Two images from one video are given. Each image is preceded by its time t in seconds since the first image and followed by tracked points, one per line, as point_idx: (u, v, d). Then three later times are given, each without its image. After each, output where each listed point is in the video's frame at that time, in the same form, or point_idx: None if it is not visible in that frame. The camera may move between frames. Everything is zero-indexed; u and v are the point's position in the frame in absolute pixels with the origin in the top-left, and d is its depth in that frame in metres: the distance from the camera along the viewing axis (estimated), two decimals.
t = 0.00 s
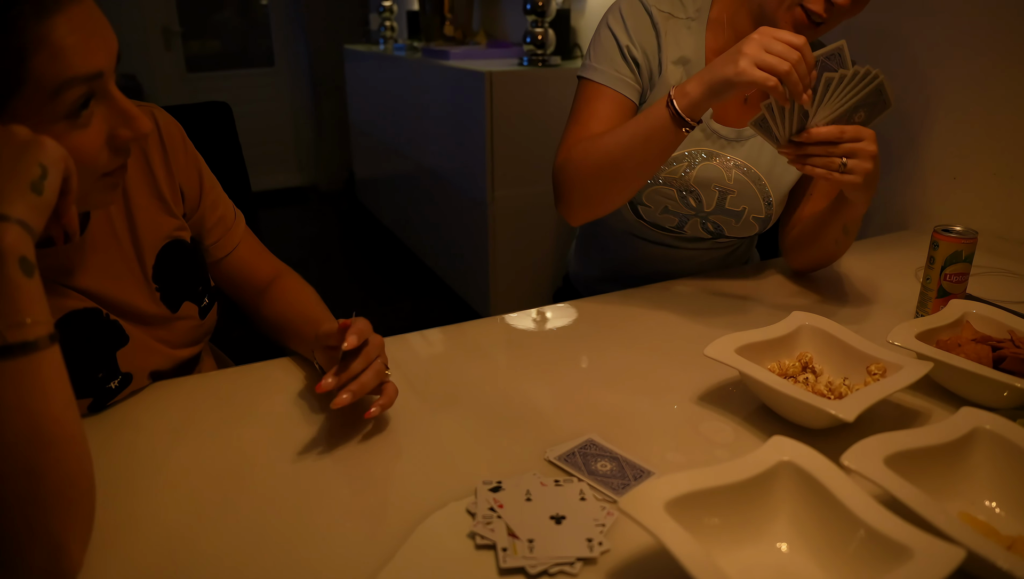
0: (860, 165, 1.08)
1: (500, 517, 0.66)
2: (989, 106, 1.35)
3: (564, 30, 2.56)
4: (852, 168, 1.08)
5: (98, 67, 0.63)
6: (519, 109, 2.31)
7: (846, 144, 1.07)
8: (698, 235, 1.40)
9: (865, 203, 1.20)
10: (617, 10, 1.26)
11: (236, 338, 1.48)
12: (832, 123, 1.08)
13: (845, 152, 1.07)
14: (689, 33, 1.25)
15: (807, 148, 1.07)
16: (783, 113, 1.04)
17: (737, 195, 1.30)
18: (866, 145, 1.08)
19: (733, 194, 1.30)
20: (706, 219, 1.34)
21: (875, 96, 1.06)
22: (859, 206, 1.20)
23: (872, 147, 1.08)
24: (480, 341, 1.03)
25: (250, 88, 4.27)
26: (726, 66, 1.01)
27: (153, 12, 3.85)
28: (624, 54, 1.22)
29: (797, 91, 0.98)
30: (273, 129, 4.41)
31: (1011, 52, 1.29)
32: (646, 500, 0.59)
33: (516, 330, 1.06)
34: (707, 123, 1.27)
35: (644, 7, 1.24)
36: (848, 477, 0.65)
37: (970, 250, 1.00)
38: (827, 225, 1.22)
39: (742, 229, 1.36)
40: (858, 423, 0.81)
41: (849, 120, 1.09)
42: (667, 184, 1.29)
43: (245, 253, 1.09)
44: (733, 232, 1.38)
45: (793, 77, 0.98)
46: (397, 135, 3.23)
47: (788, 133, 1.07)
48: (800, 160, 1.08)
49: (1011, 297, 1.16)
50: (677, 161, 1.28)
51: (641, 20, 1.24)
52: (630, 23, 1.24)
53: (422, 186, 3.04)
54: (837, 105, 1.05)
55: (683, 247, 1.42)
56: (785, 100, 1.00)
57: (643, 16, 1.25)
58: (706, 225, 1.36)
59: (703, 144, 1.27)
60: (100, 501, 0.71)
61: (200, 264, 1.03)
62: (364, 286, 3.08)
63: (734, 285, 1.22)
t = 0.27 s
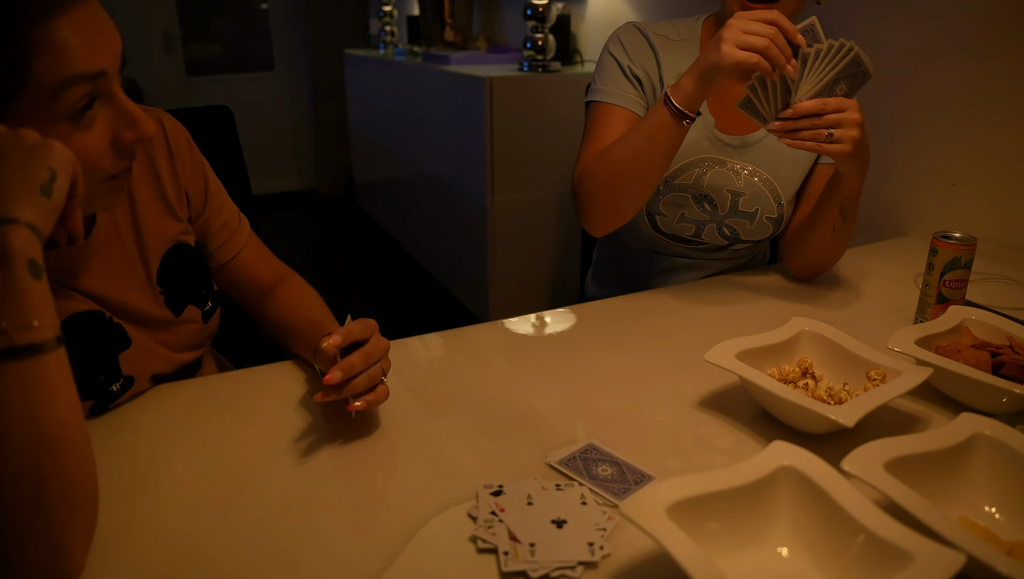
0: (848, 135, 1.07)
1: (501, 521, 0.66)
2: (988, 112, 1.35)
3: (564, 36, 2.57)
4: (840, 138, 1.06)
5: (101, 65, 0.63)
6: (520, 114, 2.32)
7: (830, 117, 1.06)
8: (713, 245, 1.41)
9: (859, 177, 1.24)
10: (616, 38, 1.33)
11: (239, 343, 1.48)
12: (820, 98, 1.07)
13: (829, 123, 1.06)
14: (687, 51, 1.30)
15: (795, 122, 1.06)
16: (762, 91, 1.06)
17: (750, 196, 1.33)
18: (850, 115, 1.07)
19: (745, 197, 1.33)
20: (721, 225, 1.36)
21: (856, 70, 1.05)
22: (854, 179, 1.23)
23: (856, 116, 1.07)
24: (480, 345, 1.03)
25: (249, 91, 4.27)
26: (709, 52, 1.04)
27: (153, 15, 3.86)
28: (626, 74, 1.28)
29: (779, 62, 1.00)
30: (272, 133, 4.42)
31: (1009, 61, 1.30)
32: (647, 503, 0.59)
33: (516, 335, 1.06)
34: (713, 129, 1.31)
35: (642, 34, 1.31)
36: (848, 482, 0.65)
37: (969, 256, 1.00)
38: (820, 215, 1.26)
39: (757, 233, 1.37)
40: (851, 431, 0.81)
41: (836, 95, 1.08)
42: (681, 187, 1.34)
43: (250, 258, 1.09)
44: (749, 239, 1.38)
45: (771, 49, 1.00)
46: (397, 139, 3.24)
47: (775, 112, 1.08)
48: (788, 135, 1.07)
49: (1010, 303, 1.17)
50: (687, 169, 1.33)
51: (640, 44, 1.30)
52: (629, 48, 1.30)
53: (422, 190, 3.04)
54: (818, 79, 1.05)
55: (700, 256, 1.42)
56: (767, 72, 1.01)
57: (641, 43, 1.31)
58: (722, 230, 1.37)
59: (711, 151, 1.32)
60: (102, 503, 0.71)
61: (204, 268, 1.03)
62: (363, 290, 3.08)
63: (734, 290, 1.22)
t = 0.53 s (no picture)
0: (798, 129, 1.12)
1: (503, 523, 0.66)
2: (991, 115, 1.36)
3: (567, 38, 2.57)
4: (789, 133, 1.12)
5: (109, 60, 0.63)
6: (522, 116, 2.32)
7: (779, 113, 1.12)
8: (721, 236, 1.40)
9: (831, 174, 1.21)
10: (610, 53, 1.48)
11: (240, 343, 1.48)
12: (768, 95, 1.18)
13: (778, 118, 1.11)
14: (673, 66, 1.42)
15: (749, 121, 1.12)
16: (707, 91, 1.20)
17: (750, 178, 1.35)
18: (799, 108, 1.11)
19: (744, 179, 1.35)
20: (725, 211, 1.37)
21: (800, 66, 1.14)
22: (827, 175, 1.21)
23: (807, 107, 1.12)
24: (482, 347, 1.03)
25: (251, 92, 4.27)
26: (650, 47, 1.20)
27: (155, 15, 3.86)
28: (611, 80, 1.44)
29: (704, 64, 1.14)
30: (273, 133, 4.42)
31: (1012, 65, 1.30)
32: (650, 506, 0.59)
33: (517, 336, 1.06)
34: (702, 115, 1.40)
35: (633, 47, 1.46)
36: (851, 485, 0.65)
37: (971, 260, 1.00)
38: (806, 202, 1.27)
39: (763, 220, 1.37)
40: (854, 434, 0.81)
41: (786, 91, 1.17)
42: (679, 170, 1.38)
43: (253, 259, 1.11)
44: (756, 228, 1.37)
45: (695, 48, 1.15)
46: (398, 140, 3.24)
47: (729, 113, 1.19)
48: (745, 134, 1.13)
49: (1011, 307, 1.17)
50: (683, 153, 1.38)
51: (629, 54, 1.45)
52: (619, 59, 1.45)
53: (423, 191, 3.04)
54: (761, 80, 1.16)
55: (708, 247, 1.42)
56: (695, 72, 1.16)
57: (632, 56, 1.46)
58: (726, 216, 1.37)
59: (703, 135, 1.38)
60: (106, 503, 0.71)
61: (208, 268, 1.03)
62: (363, 291, 3.08)
63: (734, 293, 1.22)
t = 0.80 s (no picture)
0: (783, 129, 1.12)
1: (503, 524, 0.66)
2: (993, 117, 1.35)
3: (568, 39, 2.58)
4: (775, 134, 1.13)
5: (110, 58, 0.62)
6: (524, 117, 2.32)
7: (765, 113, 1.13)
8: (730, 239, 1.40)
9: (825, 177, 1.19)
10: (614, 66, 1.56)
11: (240, 343, 1.46)
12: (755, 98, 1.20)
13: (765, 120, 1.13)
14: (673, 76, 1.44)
15: (736, 125, 1.16)
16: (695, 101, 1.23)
17: (755, 180, 1.35)
18: (784, 109, 1.12)
19: (751, 181, 1.35)
20: (733, 213, 1.37)
21: (783, 67, 1.17)
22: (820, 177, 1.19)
23: (792, 108, 1.12)
24: (483, 348, 1.03)
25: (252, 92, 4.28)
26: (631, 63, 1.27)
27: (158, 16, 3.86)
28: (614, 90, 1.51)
29: (681, 77, 1.20)
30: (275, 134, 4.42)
31: (1014, 67, 1.30)
32: (650, 507, 0.59)
33: (518, 337, 1.06)
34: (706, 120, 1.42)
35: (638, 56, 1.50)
36: (851, 487, 0.65)
37: (973, 262, 1.00)
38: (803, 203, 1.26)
39: (771, 222, 1.36)
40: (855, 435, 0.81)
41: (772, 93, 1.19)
42: (684, 175, 1.40)
43: (256, 257, 1.11)
44: (766, 230, 1.36)
45: (671, 62, 1.21)
46: (400, 141, 3.24)
47: (717, 118, 1.22)
48: (735, 138, 1.17)
49: (1013, 310, 1.16)
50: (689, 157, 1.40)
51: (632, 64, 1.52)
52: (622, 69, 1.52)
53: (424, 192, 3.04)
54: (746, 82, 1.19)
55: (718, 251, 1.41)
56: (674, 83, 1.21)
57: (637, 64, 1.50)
58: (734, 219, 1.37)
59: (706, 141, 1.39)
60: (106, 503, 0.70)
61: (210, 268, 1.03)
62: (365, 292, 3.08)
63: (736, 295, 1.22)
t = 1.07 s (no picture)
0: (791, 139, 1.12)
1: (504, 524, 0.66)
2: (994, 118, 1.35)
3: (569, 39, 2.58)
4: (783, 144, 1.12)
5: (113, 58, 0.62)
6: (526, 117, 2.32)
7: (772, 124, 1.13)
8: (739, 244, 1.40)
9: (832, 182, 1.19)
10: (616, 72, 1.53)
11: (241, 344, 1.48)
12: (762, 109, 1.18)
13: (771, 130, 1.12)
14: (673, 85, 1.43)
15: (743, 136, 1.15)
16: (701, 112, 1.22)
17: (762, 186, 1.34)
18: (792, 118, 1.12)
19: (757, 188, 1.35)
20: (741, 220, 1.37)
21: (790, 77, 1.15)
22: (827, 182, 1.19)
23: (800, 118, 1.12)
24: (484, 348, 1.03)
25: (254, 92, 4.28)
26: (639, 75, 1.27)
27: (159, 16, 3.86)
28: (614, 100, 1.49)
29: (689, 88, 1.19)
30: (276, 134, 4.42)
31: (1016, 67, 1.30)
32: (651, 508, 0.59)
33: (519, 337, 1.06)
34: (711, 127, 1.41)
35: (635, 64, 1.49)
36: (852, 487, 0.65)
37: (975, 262, 1.00)
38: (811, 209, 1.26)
39: (779, 226, 1.36)
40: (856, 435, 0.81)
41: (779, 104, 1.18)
42: (690, 184, 1.39)
43: (259, 256, 1.11)
44: (774, 234, 1.37)
45: (679, 75, 1.20)
46: (401, 142, 3.24)
47: (723, 128, 1.21)
48: (741, 148, 1.16)
49: (1014, 310, 1.16)
50: (695, 165, 1.39)
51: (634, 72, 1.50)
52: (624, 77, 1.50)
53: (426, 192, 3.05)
54: (753, 93, 1.17)
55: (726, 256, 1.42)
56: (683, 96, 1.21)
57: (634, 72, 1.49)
58: (741, 226, 1.37)
59: (713, 149, 1.38)
60: (108, 503, 0.71)
61: (213, 268, 1.04)
62: (366, 292, 3.08)
63: (737, 295, 1.22)
